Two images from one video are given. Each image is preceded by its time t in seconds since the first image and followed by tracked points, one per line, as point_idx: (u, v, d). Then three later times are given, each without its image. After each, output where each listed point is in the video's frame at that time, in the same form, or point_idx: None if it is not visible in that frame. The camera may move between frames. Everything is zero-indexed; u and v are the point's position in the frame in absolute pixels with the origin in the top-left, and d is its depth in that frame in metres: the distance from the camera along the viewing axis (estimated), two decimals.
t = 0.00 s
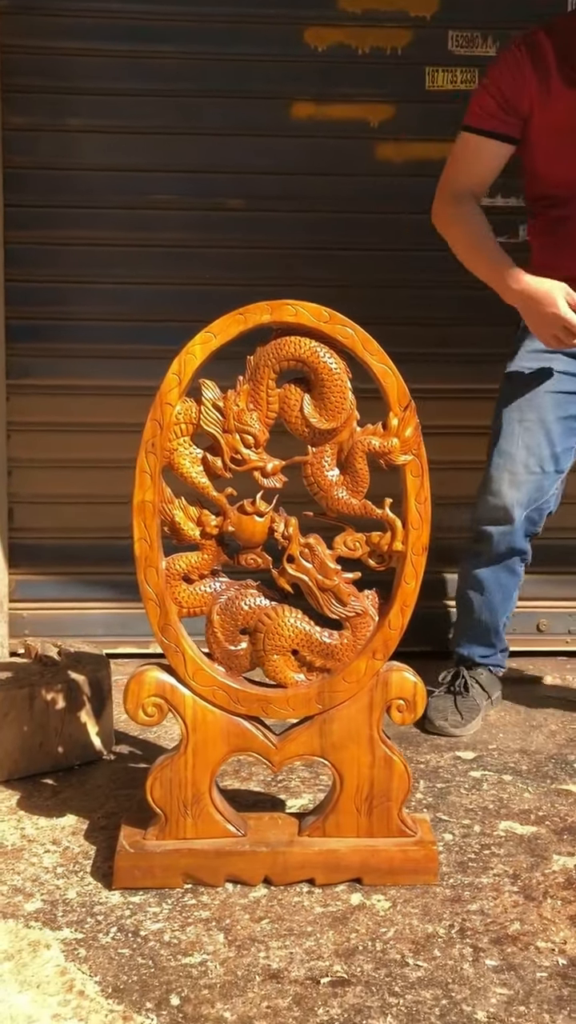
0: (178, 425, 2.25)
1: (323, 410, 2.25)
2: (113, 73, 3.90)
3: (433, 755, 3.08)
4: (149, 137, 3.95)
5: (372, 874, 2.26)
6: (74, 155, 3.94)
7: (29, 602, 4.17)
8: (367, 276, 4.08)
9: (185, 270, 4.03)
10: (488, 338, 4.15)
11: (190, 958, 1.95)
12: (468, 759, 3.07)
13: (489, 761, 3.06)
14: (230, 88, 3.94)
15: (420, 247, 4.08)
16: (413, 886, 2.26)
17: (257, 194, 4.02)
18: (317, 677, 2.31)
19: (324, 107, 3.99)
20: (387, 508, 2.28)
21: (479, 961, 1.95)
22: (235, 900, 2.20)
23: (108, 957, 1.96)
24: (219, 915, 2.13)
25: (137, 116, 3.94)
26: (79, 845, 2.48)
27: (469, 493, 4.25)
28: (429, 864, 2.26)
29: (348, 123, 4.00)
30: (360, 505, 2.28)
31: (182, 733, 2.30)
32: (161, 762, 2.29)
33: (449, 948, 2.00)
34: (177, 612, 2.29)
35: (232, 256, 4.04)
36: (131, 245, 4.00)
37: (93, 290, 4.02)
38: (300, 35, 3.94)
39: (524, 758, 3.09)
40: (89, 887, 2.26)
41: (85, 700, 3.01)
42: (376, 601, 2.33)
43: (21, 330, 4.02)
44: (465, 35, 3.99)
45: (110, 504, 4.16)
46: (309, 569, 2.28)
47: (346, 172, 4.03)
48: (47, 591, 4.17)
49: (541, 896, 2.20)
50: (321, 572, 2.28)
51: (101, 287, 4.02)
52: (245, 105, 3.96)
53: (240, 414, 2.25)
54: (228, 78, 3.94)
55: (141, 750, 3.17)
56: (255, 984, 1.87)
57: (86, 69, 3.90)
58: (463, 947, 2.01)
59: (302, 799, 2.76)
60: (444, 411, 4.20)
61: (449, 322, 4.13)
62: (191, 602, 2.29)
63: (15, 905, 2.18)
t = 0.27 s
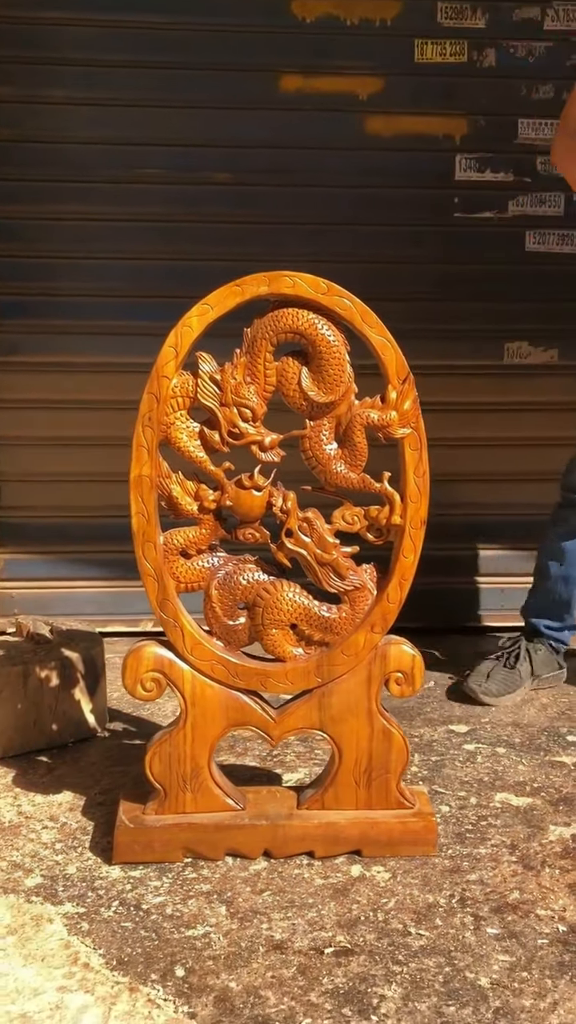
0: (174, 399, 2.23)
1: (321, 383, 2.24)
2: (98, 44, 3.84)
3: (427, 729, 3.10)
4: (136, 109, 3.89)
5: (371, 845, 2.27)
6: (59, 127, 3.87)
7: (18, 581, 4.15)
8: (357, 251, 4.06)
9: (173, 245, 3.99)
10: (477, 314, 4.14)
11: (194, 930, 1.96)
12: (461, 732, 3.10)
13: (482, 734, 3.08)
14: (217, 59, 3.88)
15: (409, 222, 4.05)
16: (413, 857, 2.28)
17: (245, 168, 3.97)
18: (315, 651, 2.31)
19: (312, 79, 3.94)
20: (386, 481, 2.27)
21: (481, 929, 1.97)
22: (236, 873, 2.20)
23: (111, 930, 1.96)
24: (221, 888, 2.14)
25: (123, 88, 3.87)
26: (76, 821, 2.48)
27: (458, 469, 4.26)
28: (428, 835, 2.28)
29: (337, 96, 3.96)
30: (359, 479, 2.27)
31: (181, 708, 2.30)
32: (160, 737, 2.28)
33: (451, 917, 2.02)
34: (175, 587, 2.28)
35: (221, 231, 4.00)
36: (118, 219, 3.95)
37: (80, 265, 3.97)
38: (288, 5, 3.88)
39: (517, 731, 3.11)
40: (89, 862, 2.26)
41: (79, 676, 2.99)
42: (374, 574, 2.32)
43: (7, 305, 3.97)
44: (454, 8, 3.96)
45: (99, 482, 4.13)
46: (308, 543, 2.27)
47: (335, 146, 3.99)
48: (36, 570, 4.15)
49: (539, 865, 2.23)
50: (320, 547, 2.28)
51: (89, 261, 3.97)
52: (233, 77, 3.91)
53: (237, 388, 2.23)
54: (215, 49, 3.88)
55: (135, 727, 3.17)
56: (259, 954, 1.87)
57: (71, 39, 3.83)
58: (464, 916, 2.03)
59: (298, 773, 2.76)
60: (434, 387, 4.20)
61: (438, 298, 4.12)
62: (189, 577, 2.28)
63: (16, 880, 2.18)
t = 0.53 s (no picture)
0: (166, 378, 2.22)
1: (314, 363, 2.23)
2: (84, 19, 3.79)
3: (414, 708, 3.13)
4: (122, 85, 3.85)
5: (362, 823, 2.29)
6: (44, 103, 3.82)
7: (3, 562, 4.13)
8: (344, 232, 4.04)
9: (160, 224, 3.96)
10: (464, 295, 4.15)
11: (188, 907, 1.97)
12: (448, 711, 3.12)
13: (469, 713, 3.11)
14: (204, 35, 3.83)
15: (397, 203, 4.04)
16: (403, 834, 2.30)
17: (232, 146, 3.94)
18: (307, 630, 2.32)
19: (300, 57, 3.91)
20: (378, 462, 2.27)
21: (473, 904, 1.99)
22: (228, 851, 2.22)
23: (105, 907, 1.97)
24: (213, 865, 2.15)
25: (109, 64, 3.83)
26: (67, 800, 2.48)
27: (444, 451, 4.27)
28: (418, 812, 2.30)
29: (325, 74, 3.94)
30: (351, 459, 2.27)
31: (173, 687, 2.30)
32: (152, 716, 2.28)
33: (442, 892, 2.04)
34: (167, 566, 2.28)
35: (208, 209, 3.97)
36: (104, 197, 3.91)
37: (65, 243, 3.92)
38: None
39: (503, 710, 3.14)
40: (81, 840, 2.26)
41: (67, 656, 2.99)
42: (366, 554, 2.33)
43: None
44: None
45: (85, 463, 4.11)
46: (300, 523, 2.27)
47: (323, 125, 3.96)
48: (21, 551, 4.13)
49: (528, 841, 2.26)
50: (312, 526, 2.28)
51: (74, 239, 3.93)
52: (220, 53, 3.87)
53: (230, 366, 2.22)
54: (202, 25, 3.84)
55: (123, 707, 3.17)
56: (253, 930, 1.89)
57: (56, 13, 3.77)
58: (455, 891, 2.06)
59: (288, 752, 2.78)
60: (420, 368, 4.20)
61: (425, 279, 4.12)
62: (181, 556, 2.28)
63: (8, 859, 2.18)
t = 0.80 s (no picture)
0: (155, 358, 2.18)
1: (305, 344, 2.20)
2: None
3: (402, 693, 3.12)
4: (110, 61, 3.78)
5: (350, 807, 2.28)
6: (30, 78, 3.76)
7: None
8: (335, 213, 4.00)
9: (148, 203, 3.90)
10: (454, 279, 4.12)
11: (174, 892, 1.96)
12: (436, 696, 3.12)
13: (456, 698, 3.11)
14: (194, 11, 3.77)
15: (388, 185, 4.00)
16: (391, 819, 2.29)
17: (221, 125, 3.89)
18: (296, 615, 2.30)
19: (291, 35, 3.85)
20: (369, 445, 2.25)
21: (460, 889, 1.99)
22: (215, 835, 2.21)
23: (91, 892, 1.95)
24: (200, 850, 2.14)
25: (97, 39, 3.76)
26: (52, 784, 2.47)
27: (433, 435, 4.26)
28: (406, 797, 2.29)
29: (316, 53, 3.88)
30: (342, 443, 2.25)
31: (160, 671, 2.28)
32: (139, 701, 2.27)
33: (430, 877, 2.04)
34: (155, 550, 2.25)
35: (197, 189, 3.92)
36: (91, 175, 3.85)
37: (51, 221, 3.86)
38: None
39: (490, 695, 3.14)
40: (66, 825, 2.25)
41: (53, 640, 2.97)
42: (355, 539, 2.31)
43: None
44: None
45: (71, 445, 4.07)
46: (290, 507, 2.25)
47: (314, 104, 3.91)
48: (7, 533, 4.09)
49: (516, 826, 2.26)
50: (302, 510, 2.26)
51: (60, 218, 3.87)
52: (210, 30, 3.81)
53: (219, 347, 2.19)
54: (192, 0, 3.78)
55: (109, 690, 3.15)
56: (241, 915, 1.88)
57: None
58: (443, 875, 2.05)
59: (275, 736, 2.77)
60: (410, 352, 4.18)
61: (416, 262, 4.08)
62: (169, 540, 2.25)
63: None
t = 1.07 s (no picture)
0: (144, 344, 2.14)
1: (297, 331, 2.17)
2: None
3: (394, 684, 3.10)
4: (103, 42, 3.72)
5: (339, 800, 2.26)
6: (22, 59, 3.70)
7: None
8: (330, 198, 3.95)
9: (141, 187, 3.85)
10: (451, 266, 4.07)
11: (161, 886, 1.93)
12: (428, 687, 3.10)
13: (449, 689, 3.08)
14: None
15: (384, 170, 3.95)
16: (381, 812, 2.27)
17: (216, 107, 3.83)
18: (286, 605, 2.27)
19: (287, 16, 3.79)
20: (361, 434, 2.21)
21: (450, 884, 1.97)
22: (203, 828, 2.18)
23: (76, 886, 1.93)
24: (188, 843, 2.12)
25: (90, 19, 3.70)
26: (40, 775, 2.44)
27: (428, 424, 4.22)
28: (397, 790, 2.27)
29: (313, 35, 3.82)
30: (334, 431, 2.21)
31: (148, 662, 2.25)
32: (127, 692, 2.24)
33: (420, 872, 2.02)
34: (143, 539, 2.22)
35: (191, 173, 3.86)
36: (83, 158, 3.79)
37: (43, 204, 3.81)
38: None
39: (483, 686, 3.12)
40: (53, 817, 2.22)
41: (42, 629, 2.94)
42: (347, 529, 2.28)
43: None
44: None
45: (63, 432, 4.03)
46: (280, 497, 2.22)
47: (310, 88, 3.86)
48: None
49: (507, 819, 2.24)
50: (292, 500, 2.22)
51: (52, 201, 3.81)
52: (205, 11, 3.75)
53: (209, 333, 2.15)
54: None
55: (99, 680, 3.12)
56: (227, 910, 1.86)
57: None
58: (433, 870, 2.03)
59: (265, 727, 2.74)
60: (406, 339, 4.13)
61: (412, 249, 4.04)
62: (157, 529, 2.22)
63: None
